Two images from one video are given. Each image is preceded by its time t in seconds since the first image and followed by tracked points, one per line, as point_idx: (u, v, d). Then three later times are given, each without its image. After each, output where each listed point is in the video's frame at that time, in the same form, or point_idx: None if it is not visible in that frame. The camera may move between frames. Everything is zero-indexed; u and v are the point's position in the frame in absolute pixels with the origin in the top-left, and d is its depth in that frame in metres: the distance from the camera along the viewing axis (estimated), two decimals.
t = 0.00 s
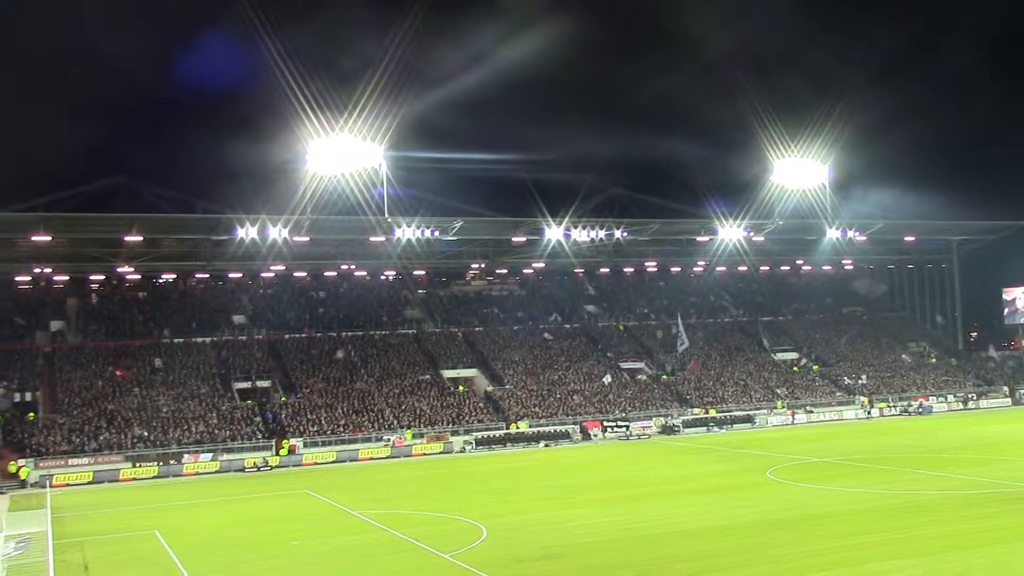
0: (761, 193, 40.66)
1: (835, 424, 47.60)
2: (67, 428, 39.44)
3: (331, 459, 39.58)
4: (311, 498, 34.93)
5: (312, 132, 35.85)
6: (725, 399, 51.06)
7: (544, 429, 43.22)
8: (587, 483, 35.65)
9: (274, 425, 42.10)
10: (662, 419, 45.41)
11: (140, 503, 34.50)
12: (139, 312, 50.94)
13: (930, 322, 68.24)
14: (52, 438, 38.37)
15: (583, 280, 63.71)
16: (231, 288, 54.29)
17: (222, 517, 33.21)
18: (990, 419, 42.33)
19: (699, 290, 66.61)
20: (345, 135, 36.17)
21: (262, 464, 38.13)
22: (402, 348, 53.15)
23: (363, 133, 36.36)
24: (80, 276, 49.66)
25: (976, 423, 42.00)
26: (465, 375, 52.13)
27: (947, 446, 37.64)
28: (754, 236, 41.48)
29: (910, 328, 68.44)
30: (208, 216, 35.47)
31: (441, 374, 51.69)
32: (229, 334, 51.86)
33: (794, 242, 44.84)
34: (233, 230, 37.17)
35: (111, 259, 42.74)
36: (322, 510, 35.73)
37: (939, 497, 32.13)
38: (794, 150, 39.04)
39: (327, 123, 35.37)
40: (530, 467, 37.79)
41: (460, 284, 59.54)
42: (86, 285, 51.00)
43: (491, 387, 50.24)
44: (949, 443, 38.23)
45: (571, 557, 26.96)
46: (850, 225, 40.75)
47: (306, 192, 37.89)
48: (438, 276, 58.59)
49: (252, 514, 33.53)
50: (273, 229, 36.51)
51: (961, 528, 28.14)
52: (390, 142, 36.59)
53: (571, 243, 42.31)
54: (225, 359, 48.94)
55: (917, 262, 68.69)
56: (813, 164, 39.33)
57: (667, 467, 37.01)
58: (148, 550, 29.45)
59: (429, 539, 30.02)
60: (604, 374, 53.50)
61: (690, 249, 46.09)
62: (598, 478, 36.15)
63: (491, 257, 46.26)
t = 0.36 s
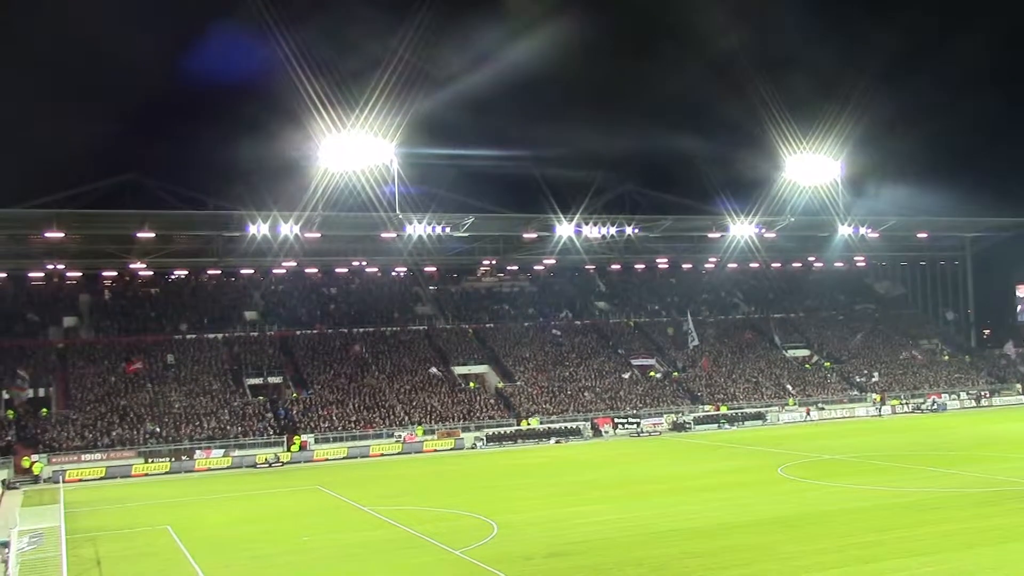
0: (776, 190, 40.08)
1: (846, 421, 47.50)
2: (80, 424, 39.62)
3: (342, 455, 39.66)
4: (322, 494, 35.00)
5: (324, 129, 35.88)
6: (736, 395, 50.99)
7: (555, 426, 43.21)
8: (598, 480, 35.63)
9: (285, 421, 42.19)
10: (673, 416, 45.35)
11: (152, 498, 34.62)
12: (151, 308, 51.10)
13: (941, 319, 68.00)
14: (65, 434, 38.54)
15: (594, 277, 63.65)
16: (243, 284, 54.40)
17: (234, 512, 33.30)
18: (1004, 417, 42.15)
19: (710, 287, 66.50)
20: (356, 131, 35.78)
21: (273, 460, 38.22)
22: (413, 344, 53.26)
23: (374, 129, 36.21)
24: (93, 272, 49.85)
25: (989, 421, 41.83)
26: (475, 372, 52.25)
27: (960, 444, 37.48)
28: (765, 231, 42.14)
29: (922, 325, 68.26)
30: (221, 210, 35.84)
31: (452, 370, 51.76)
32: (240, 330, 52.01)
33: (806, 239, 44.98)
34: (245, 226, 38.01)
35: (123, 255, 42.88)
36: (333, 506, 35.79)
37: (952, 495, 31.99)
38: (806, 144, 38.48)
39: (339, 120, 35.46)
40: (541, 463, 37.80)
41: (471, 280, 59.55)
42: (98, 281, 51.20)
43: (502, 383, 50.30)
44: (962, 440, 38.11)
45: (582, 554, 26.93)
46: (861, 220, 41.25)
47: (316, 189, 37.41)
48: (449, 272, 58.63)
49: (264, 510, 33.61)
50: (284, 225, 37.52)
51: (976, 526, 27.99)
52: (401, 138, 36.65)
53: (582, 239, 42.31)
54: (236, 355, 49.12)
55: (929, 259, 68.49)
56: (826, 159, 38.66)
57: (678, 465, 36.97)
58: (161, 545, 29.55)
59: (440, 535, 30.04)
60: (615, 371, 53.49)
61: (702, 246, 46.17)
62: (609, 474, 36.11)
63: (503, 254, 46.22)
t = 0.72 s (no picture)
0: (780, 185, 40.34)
1: (853, 418, 47.44)
2: (86, 421, 39.75)
3: (348, 452, 39.74)
4: (328, 491, 35.06)
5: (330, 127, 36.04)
6: (741, 393, 51.03)
7: (560, 423, 43.25)
8: (604, 477, 35.66)
9: (292, 419, 42.29)
10: (679, 414, 45.27)
11: (159, 495, 34.72)
12: (157, 305, 51.25)
13: (946, 316, 67.89)
14: (72, 431, 38.67)
15: (599, 274, 63.85)
16: (249, 282, 54.51)
17: (240, 509, 33.38)
18: (1011, 414, 42.02)
19: (715, 284, 66.50)
20: (361, 129, 35.82)
21: (279, 457, 38.32)
22: (419, 341, 53.34)
23: (380, 127, 36.35)
24: (99, 270, 49.98)
25: (996, 418, 41.71)
26: (481, 369, 52.25)
27: (968, 442, 37.38)
28: (771, 229, 42.18)
29: (928, 323, 68.14)
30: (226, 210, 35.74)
31: (457, 367, 51.79)
32: (246, 327, 52.14)
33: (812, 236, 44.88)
34: (251, 224, 37.82)
35: (130, 253, 43.03)
36: (339, 503, 35.87)
37: (959, 492, 31.91)
38: (812, 141, 38.37)
39: (344, 117, 35.60)
40: (547, 461, 37.84)
41: (476, 278, 59.59)
42: (105, 278, 51.33)
43: (508, 380, 50.33)
44: (969, 438, 38.02)
45: (588, 551, 26.94)
46: (867, 218, 41.20)
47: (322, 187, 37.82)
48: (454, 270, 58.68)
49: (270, 507, 33.69)
50: (290, 223, 37.34)
51: (982, 524, 27.91)
52: (407, 136, 36.75)
53: (588, 237, 42.35)
54: (242, 352, 49.26)
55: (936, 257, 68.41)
56: (832, 156, 38.51)
57: (684, 462, 36.98)
58: (168, 542, 29.67)
59: (447, 533, 30.08)
60: (620, 369, 53.48)
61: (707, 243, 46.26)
62: (615, 472, 36.11)
63: (509, 251, 46.22)
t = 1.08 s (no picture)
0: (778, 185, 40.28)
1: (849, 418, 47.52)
2: (83, 419, 39.75)
3: (345, 451, 39.73)
4: (325, 490, 35.06)
5: (327, 126, 35.91)
6: (738, 392, 51.18)
7: (557, 422, 43.27)
8: (601, 476, 35.69)
9: (289, 418, 42.31)
10: (676, 414, 45.33)
11: (156, 494, 34.69)
12: (155, 304, 51.23)
13: (942, 317, 68.07)
14: (69, 429, 38.66)
15: (596, 274, 63.64)
16: (246, 281, 54.46)
17: (237, 508, 33.38)
18: (1007, 414, 42.09)
19: (713, 284, 66.48)
20: (358, 129, 35.75)
21: (276, 456, 38.32)
22: (416, 341, 53.39)
23: (377, 127, 36.30)
24: (97, 269, 49.97)
25: (993, 418, 41.79)
26: (477, 369, 52.32)
27: (964, 442, 37.46)
28: (768, 229, 42.29)
29: (925, 323, 68.26)
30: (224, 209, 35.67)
31: (454, 367, 51.84)
32: (243, 327, 52.14)
33: (810, 236, 44.77)
34: (248, 224, 37.83)
35: (128, 252, 43.05)
36: (336, 502, 35.86)
37: (956, 492, 31.96)
38: (810, 141, 38.41)
39: (342, 116, 35.55)
40: (543, 460, 37.86)
41: (474, 277, 59.39)
42: (102, 277, 51.27)
43: (505, 380, 50.39)
44: (964, 437, 38.11)
45: (585, 550, 26.98)
46: (864, 218, 41.26)
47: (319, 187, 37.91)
48: (452, 269, 58.52)
49: (267, 506, 33.69)
50: (288, 222, 37.32)
51: (979, 524, 27.94)
52: (405, 135, 36.81)
53: (585, 237, 42.42)
54: (239, 351, 49.27)
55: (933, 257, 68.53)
56: (830, 156, 38.55)
57: (681, 461, 37.01)
58: (165, 541, 29.65)
59: (444, 532, 30.10)
60: (617, 368, 53.52)
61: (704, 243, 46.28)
62: (612, 471, 36.15)
63: (507, 250, 46.27)
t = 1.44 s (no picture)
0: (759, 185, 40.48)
1: (830, 417, 47.79)
2: (63, 424, 39.46)
3: (328, 454, 39.62)
4: (309, 493, 34.91)
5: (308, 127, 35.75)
6: (720, 392, 51.43)
7: (540, 424, 43.31)
8: (584, 477, 35.72)
9: (271, 421, 42.16)
10: (658, 414, 45.48)
11: (138, 498, 34.46)
12: (135, 308, 50.93)
13: (923, 317, 68.30)
14: (49, 434, 38.41)
15: (578, 273, 63.42)
16: (227, 283, 54.20)
17: (220, 512, 33.19)
18: (985, 412, 42.43)
19: (696, 283, 66.49)
20: (340, 129, 35.65)
21: (258, 459, 38.15)
22: (399, 342, 53.34)
23: (359, 127, 36.24)
24: (76, 272, 49.64)
25: (971, 416, 42.13)
26: (461, 370, 52.27)
27: (943, 440, 37.75)
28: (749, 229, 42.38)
29: (905, 321, 68.46)
30: (205, 210, 35.61)
31: (437, 368, 51.76)
32: (225, 329, 51.90)
33: (790, 236, 44.94)
34: (229, 225, 37.73)
35: (107, 255, 42.79)
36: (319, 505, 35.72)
37: (937, 489, 32.17)
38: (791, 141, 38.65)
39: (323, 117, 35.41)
40: (527, 462, 37.86)
41: (457, 278, 59.20)
42: (81, 280, 50.91)
43: (488, 381, 50.41)
44: (943, 435, 38.40)
45: (569, 551, 26.98)
46: (845, 218, 41.50)
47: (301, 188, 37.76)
48: (434, 271, 58.23)
49: (250, 509, 33.51)
50: (269, 224, 37.33)
51: (959, 521, 28.11)
52: (387, 136, 36.79)
53: (567, 238, 42.43)
54: (221, 354, 49.06)
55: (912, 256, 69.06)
56: (809, 156, 38.81)
57: (663, 462, 37.10)
58: (147, 545, 29.43)
59: (427, 534, 30.03)
60: (600, 369, 53.59)
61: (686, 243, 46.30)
62: (595, 471, 36.19)
63: (489, 252, 46.32)
